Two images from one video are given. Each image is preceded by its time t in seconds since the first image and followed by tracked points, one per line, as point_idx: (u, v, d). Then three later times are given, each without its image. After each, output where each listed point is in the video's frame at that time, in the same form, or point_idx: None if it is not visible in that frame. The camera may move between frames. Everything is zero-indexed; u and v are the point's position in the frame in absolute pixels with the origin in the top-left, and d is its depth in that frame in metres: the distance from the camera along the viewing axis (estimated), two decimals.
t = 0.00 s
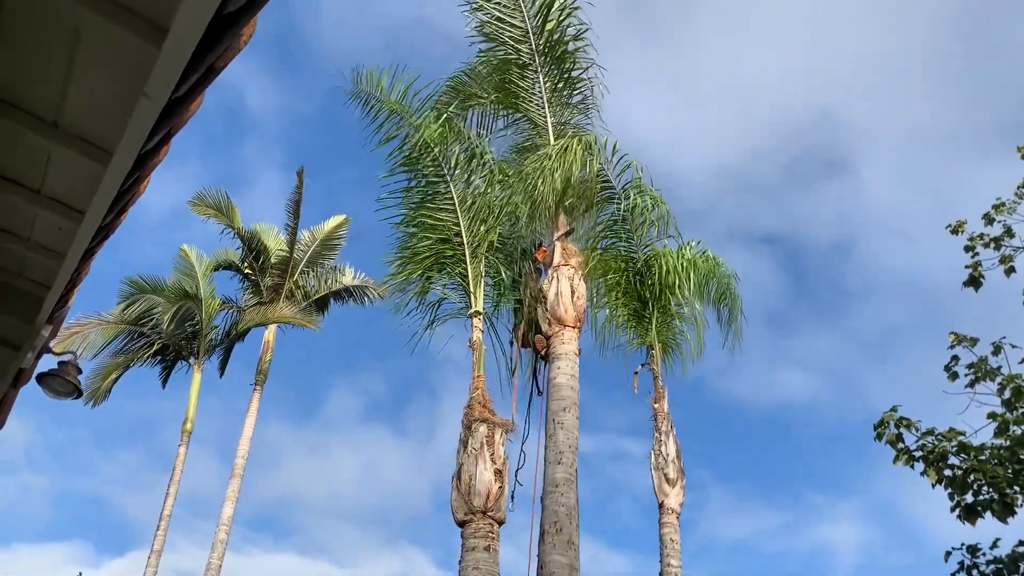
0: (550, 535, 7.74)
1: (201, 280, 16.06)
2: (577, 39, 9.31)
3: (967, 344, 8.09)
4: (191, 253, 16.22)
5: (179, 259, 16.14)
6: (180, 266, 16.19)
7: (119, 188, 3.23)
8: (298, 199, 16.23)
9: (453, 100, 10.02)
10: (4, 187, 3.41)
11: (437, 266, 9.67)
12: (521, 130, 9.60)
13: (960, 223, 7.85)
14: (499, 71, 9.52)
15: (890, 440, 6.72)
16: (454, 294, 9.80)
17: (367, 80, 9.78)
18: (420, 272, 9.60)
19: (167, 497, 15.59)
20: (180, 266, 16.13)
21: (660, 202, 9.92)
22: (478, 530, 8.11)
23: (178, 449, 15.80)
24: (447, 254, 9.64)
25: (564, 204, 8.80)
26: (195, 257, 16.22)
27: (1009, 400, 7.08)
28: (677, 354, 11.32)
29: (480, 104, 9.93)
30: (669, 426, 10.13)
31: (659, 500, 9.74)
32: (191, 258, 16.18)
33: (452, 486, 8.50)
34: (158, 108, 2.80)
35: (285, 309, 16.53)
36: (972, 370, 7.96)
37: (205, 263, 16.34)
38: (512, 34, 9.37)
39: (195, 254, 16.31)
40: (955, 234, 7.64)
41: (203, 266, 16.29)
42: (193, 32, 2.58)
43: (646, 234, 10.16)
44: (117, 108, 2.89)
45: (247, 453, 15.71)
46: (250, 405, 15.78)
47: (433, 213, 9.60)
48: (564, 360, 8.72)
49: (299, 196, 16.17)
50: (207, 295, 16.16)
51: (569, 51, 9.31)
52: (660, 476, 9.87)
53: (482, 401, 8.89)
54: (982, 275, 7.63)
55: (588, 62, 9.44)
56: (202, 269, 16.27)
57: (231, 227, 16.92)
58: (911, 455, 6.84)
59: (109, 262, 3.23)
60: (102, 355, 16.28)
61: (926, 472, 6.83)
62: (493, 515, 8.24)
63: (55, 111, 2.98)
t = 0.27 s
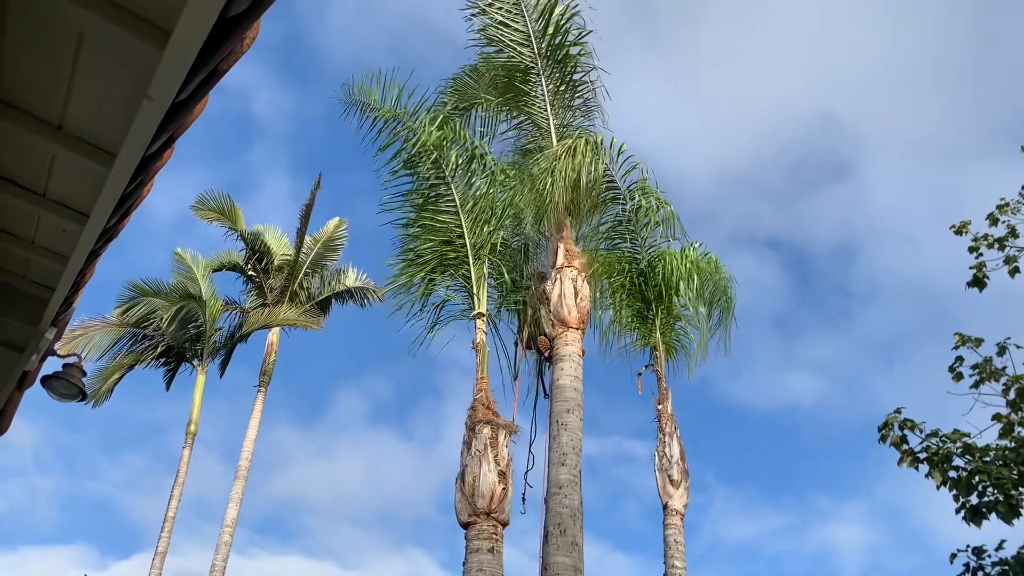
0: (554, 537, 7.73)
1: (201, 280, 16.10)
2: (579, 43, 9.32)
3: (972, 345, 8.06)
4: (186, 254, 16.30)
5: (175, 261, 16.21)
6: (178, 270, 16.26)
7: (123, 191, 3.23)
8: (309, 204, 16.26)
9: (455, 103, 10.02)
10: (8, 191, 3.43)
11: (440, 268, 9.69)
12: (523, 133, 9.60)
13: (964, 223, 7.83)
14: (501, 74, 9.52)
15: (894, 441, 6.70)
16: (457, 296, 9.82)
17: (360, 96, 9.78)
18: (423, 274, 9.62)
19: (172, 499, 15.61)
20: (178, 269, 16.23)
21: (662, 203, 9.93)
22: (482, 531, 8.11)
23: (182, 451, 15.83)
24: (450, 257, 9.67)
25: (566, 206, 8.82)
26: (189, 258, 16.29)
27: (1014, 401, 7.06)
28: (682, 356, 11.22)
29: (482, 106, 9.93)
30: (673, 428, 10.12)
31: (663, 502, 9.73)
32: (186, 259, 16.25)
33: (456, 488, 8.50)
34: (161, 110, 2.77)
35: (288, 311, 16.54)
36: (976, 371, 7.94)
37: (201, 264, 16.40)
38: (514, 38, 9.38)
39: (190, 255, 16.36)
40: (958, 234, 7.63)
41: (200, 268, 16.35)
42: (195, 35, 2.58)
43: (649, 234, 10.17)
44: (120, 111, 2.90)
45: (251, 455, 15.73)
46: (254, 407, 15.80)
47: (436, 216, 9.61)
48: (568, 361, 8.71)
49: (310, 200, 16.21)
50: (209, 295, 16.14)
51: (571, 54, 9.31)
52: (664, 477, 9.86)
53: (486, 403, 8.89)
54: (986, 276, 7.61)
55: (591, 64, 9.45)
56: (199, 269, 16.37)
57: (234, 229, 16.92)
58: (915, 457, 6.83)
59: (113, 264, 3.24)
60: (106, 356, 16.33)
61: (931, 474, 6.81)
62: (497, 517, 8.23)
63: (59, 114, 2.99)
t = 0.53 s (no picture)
0: (553, 531, 7.73)
1: (200, 273, 15.97)
2: (579, 38, 9.31)
3: (972, 340, 8.06)
4: (185, 249, 16.26)
5: (174, 255, 16.20)
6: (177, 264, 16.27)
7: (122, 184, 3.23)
8: (313, 201, 16.22)
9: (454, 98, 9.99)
10: (8, 183, 3.42)
11: (439, 264, 9.66)
12: (523, 128, 9.58)
13: (964, 219, 7.83)
14: (500, 68, 9.50)
15: (893, 436, 6.70)
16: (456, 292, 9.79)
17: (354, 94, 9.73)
18: (423, 269, 9.59)
19: (172, 493, 15.63)
20: (178, 263, 16.27)
21: (662, 199, 9.94)
22: (481, 526, 8.12)
23: (182, 446, 15.84)
24: (449, 252, 9.63)
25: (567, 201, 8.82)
26: (189, 252, 16.24)
27: (1014, 396, 7.06)
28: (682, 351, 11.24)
29: (481, 100, 9.90)
30: (672, 423, 10.12)
31: (662, 497, 9.74)
32: (186, 253, 16.23)
33: (455, 483, 8.51)
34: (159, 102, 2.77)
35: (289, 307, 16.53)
36: (976, 367, 7.94)
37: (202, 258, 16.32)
38: (513, 33, 9.37)
39: (190, 250, 16.31)
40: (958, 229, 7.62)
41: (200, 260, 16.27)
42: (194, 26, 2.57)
43: (649, 230, 10.17)
44: (119, 103, 2.90)
45: (251, 450, 15.73)
46: (254, 402, 15.81)
47: (435, 212, 9.57)
48: (568, 357, 8.71)
49: (314, 197, 16.19)
50: (208, 290, 16.01)
51: (571, 49, 9.31)
52: (663, 473, 9.87)
53: (486, 397, 8.89)
54: (986, 271, 7.60)
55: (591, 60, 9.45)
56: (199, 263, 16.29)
57: (235, 224, 16.90)
58: (915, 452, 6.83)
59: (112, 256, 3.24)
60: (105, 351, 16.35)
61: (930, 468, 6.81)
62: (497, 512, 8.24)
63: (58, 106, 2.98)
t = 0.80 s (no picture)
0: (548, 525, 7.74)
1: (196, 269, 16.10)
2: (575, 31, 9.30)
3: (966, 336, 8.07)
4: (185, 246, 16.29)
5: (173, 251, 16.24)
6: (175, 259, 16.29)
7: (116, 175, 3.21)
8: (304, 190, 16.22)
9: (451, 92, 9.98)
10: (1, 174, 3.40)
11: (436, 258, 9.62)
12: (520, 121, 9.56)
13: (959, 215, 7.84)
14: (497, 62, 9.48)
15: (887, 431, 6.72)
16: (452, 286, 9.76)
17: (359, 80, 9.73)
18: (419, 263, 9.55)
19: (167, 487, 15.61)
20: (173, 258, 16.25)
21: (658, 193, 9.94)
22: (476, 520, 8.12)
23: (177, 440, 15.82)
24: (445, 246, 9.59)
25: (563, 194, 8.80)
26: (188, 249, 16.29)
27: (1007, 392, 7.07)
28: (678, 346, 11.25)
29: (477, 94, 9.88)
30: (667, 418, 10.12)
31: (657, 492, 9.75)
32: (185, 250, 16.27)
33: (450, 477, 8.51)
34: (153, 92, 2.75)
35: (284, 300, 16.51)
36: (970, 363, 7.96)
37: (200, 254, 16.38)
38: (509, 26, 9.36)
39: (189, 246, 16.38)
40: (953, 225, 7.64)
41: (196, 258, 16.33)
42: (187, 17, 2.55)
43: (646, 225, 10.16)
44: (113, 93, 2.88)
45: (246, 443, 15.72)
46: (249, 396, 15.79)
47: (432, 205, 9.55)
48: (563, 351, 8.71)
49: (304, 188, 16.18)
50: (204, 285, 16.12)
51: (567, 42, 9.30)
52: (658, 467, 9.88)
53: (481, 392, 8.89)
54: (981, 267, 7.62)
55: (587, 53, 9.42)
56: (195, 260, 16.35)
57: (230, 217, 16.86)
58: (909, 447, 6.84)
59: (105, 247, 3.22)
60: (100, 344, 16.29)
61: (924, 464, 6.82)
62: (491, 506, 8.24)
63: (52, 97, 2.97)
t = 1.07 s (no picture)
0: (544, 528, 7.73)
1: (190, 272, 16.12)
2: (572, 33, 9.30)
3: (961, 338, 8.09)
4: (174, 249, 16.25)
5: (164, 255, 16.16)
6: (166, 262, 16.19)
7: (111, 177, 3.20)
8: (288, 192, 16.21)
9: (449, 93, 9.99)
10: None
11: (432, 259, 9.60)
12: (516, 123, 9.56)
13: (954, 217, 7.86)
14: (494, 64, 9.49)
15: (883, 432, 6.73)
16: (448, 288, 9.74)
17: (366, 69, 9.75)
18: (415, 265, 9.54)
19: (162, 489, 15.58)
20: (167, 262, 16.18)
21: (655, 197, 9.94)
22: (472, 523, 8.11)
23: (172, 442, 15.78)
24: (442, 247, 9.58)
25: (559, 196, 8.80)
26: (179, 252, 16.26)
27: (1003, 393, 7.09)
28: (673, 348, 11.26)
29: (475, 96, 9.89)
30: (663, 420, 10.12)
31: (653, 494, 9.75)
32: (175, 253, 16.23)
33: (446, 479, 8.49)
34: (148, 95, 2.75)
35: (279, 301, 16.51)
36: (966, 364, 7.97)
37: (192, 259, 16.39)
38: (506, 27, 9.36)
39: (179, 250, 16.35)
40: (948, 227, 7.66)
41: (190, 261, 16.31)
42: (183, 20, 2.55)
43: (642, 228, 10.15)
44: (108, 96, 2.87)
45: (242, 446, 15.70)
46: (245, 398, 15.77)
47: (428, 206, 9.56)
48: (559, 353, 8.71)
49: (288, 187, 16.25)
50: (199, 287, 16.14)
51: (563, 44, 9.30)
52: (654, 469, 9.88)
53: (477, 394, 8.89)
54: (976, 269, 7.64)
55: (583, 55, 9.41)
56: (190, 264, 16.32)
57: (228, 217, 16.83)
58: (904, 448, 6.85)
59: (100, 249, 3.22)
60: (95, 347, 16.28)
61: (919, 465, 6.83)
62: (488, 508, 8.24)
63: (47, 100, 2.96)
